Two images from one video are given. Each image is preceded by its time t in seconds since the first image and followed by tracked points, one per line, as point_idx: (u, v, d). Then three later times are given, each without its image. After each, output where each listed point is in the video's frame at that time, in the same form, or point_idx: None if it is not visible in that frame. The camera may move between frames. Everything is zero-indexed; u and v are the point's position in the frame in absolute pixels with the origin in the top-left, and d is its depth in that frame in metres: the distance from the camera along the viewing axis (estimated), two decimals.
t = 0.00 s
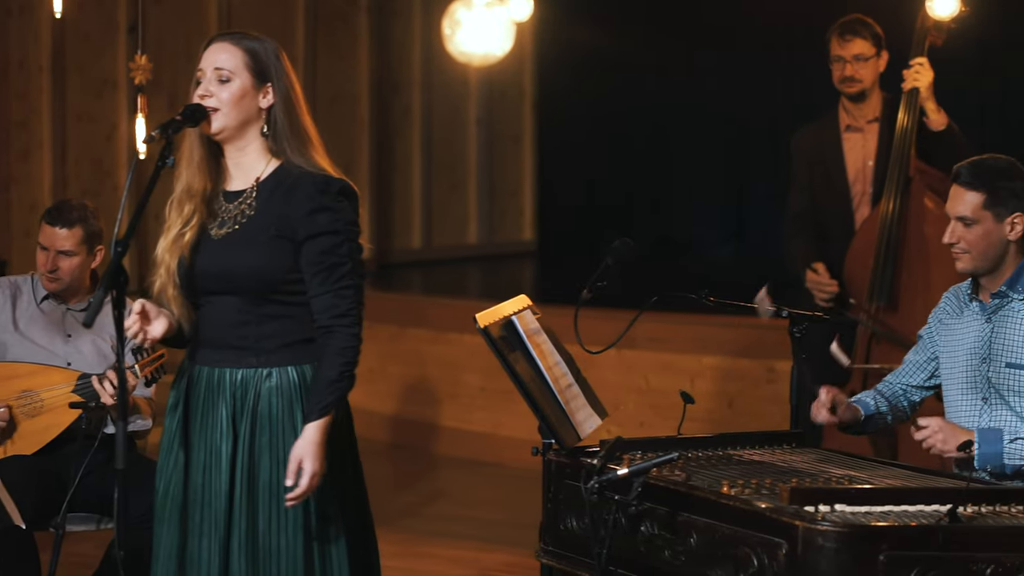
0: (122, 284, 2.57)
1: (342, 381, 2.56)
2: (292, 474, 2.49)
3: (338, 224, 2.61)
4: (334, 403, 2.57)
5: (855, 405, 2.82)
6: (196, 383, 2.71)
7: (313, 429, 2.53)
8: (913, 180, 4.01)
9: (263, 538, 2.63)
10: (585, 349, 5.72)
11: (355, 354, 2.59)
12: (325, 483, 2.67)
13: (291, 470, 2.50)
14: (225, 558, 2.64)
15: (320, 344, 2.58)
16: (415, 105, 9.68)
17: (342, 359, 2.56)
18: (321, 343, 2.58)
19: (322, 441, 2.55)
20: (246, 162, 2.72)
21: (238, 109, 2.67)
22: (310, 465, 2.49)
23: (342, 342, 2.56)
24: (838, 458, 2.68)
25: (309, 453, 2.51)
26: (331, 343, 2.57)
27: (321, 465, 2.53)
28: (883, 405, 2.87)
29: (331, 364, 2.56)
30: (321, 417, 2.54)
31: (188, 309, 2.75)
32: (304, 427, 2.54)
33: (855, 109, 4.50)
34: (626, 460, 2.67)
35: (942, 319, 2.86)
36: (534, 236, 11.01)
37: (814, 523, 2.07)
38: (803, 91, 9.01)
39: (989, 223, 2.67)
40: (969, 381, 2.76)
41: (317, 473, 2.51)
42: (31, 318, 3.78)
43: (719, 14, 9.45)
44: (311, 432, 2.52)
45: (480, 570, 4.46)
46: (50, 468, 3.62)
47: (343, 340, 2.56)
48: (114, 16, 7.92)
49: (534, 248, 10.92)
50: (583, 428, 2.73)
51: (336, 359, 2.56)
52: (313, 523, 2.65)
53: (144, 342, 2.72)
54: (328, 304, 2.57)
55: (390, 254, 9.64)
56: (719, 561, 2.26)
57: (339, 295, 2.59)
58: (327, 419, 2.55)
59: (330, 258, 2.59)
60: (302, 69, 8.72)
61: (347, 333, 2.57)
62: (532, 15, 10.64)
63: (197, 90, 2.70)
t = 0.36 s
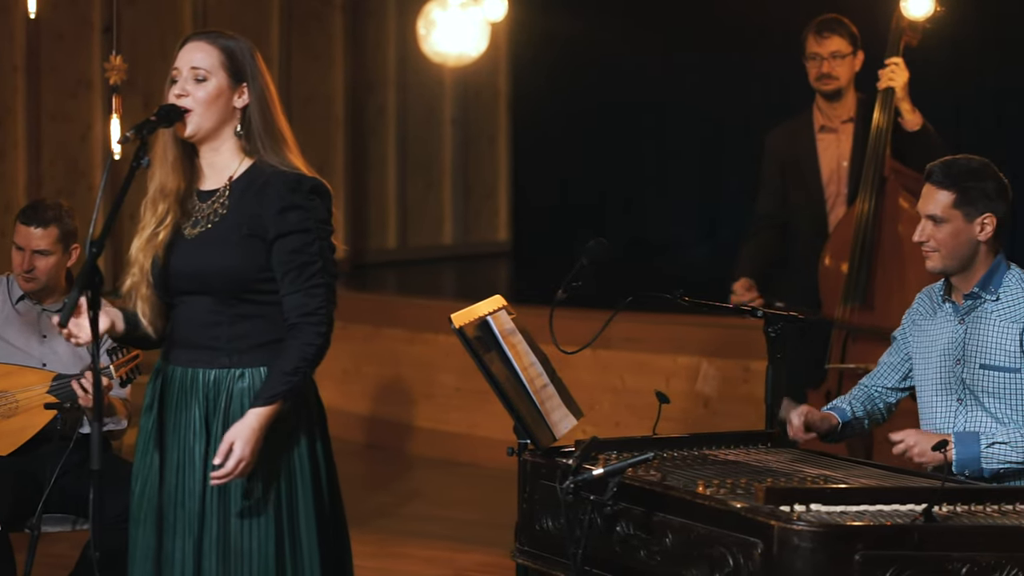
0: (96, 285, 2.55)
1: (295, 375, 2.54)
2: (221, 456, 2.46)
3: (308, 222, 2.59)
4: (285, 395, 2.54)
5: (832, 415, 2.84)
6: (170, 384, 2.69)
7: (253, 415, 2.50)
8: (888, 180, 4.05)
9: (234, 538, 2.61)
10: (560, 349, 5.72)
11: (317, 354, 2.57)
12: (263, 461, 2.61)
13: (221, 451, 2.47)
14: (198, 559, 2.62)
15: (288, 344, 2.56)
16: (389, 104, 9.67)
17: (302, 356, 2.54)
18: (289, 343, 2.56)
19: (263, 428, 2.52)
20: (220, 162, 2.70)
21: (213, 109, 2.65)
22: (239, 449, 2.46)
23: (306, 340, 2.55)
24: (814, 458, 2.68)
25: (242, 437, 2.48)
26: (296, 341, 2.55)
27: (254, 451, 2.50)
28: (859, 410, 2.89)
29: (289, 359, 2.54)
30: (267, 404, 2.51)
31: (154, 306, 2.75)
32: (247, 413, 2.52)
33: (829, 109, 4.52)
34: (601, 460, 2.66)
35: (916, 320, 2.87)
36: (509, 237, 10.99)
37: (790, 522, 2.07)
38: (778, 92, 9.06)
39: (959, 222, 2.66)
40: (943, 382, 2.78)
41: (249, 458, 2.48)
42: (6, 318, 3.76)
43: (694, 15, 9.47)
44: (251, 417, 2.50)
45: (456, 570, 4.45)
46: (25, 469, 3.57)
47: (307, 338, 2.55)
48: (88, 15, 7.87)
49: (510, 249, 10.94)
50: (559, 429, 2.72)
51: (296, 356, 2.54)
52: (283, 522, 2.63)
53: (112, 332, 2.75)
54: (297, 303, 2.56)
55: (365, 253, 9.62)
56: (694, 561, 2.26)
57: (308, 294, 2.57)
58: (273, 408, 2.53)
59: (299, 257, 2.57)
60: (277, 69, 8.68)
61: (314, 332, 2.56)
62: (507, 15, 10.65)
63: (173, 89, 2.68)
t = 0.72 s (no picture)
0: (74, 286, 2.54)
1: (279, 379, 2.53)
2: (215, 467, 2.45)
3: (287, 224, 2.59)
4: (270, 400, 2.54)
5: (809, 413, 2.83)
6: (147, 386, 2.67)
7: (241, 423, 2.50)
8: (863, 180, 4.05)
9: (213, 539, 2.61)
10: (537, 348, 5.73)
11: (298, 356, 2.57)
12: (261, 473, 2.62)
13: (215, 462, 2.47)
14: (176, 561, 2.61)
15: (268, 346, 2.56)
16: (367, 104, 9.63)
17: (282, 359, 2.53)
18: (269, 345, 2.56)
19: (251, 436, 2.52)
20: (197, 162, 2.68)
21: (189, 110, 2.64)
22: (232, 457, 2.46)
23: (286, 343, 2.54)
24: (793, 457, 2.70)
25: (233, 445, 2.48)
26: (276, 343, 2.54)
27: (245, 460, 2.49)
28: (837, 410, 2.90)
29: (270, 363, 2.53)
30: (253, 410, 2.51)
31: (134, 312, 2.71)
32: (235, 420, 2.52)
33: (804, 107, 4.54)
34: (579, 460, 2.66)
35: (893, 320, 2.89)
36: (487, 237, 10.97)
37: (767, 521, 2.07)
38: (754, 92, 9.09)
39: (935, 224, 2.67)
40: (921, 382, 2.79)
41: (242, 467, 2.48)
42: None
43: (671, 15, 9.49)
44: (239, 425, 2.50)
45: (432, 570, 4.44)
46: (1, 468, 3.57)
47: (287, 340, 2.54)
48: (65, 14, 7.81)
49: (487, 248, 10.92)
50: (536, 428, 2.72)
51: (276, 359, 2.53)
52: (261, 523, 2.62)
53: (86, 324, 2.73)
54: (275, 305, 2.54)
55: (342, 253, 9.59)
56: (672, 560, 2.26)
57: (287, 297, 2.56)
58: (260, 414, 2.53)
59: (279, 259, 2.57)
60: (254, 68, 8.63)
61: (293, 333, 2.55)
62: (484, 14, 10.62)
63: (148, 91, 2.66)
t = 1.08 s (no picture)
0: (47, 284, 2.51)
1: (274, 384, 2.54)
2: (236, 479, 2.48)
3: (265, 224, 2.58)
4: (269, 406, 2.55)
5: (786, 412, 2.84)
6: (120, 385, 2.65)
7: (249, 432, 2.51)
8: (837, 180, 4.07)
9: (188, 538, 2.59)
10: (513, 348, 5.72)
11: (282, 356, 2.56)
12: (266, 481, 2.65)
13: (234, 474, 2.49)
14: (149, 559, 2.60)
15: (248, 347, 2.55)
16: (342, 105, 9.60)
17: (272, 360, 2.53)
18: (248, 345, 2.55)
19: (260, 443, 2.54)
20: (172, 162, 2.66)
21: (163, 110, 2.62)
22: (251, 468, 2.49)
23: (271, 343, 2.54)
24: (768, 456, 2.71)
25: (249, 455, 2.50)
26: (259, 344, 2.54)
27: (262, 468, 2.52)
28: (813, 409, 2.91)
29: (261, 367, 2.54)
30: (257, 419, 2.52)
31: (105, 306, 2.69)
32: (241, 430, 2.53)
33: (779, 106, 4.57)
34: (554, 459, 2.65)
35: (868, 319, 2.90)
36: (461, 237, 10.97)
37: (742, 521, 2.07)
38: (730, 93, 9.11)
39: (914, 222, 2.68)
40: (896, 381, 2.80)
41: (260, 475, 2.51)
42: None
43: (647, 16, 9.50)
44: (247, 434, 2.51)
45: (408, 570, 4.43)
46: None
47: (271, 340, 2.54)
48: (40, 13, 7.74)
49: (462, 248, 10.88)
50: (511, 428, 2.71)
51: (266, 361, 2.54)
52: (236, 523, 2.61)
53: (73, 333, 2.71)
54: (256, 305, 2.54)
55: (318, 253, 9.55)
56: (647, 560, 2.26)
57: (267, 296, 2.56)
58: (263, 421, 2.54)
59: (258, 259, 2.56)
60: (231, 69, 8.59)
61: (275, 333, 2.55)
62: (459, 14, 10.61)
63: (122, 91, 2.65)
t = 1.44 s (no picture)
0: (20, 284, 2.50)
1: (243, 387, 2.53)
2: (200, 480, 2.49)
3: (236, 228, 2.57)
4: (237, 408, 2.54)
5: (754, 418, 2.86)
6: (92, 386, 2.63)
7: (215, 435, 2.51)
8: (810, 179, 4.10)
9: (160, 540, 2.58)
10: (486, 348, 5.71)
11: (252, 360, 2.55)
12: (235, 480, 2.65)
13: (198, 476, 2.50)
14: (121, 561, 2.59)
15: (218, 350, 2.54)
16: (314, 105, 9.55)
17: (241, 364, 2.52)
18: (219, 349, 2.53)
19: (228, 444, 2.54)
20: (144, 163, 2.65)
21: (136, 111, 2.61)
22: (216, 470, 2.49)
23: (240, 347, 2.52)
24: (739, 455, 2.72)
25: (215, 458, 2.50)
26: (228, 348, 2.52)
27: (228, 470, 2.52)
28: (784, 410, 2.93)
29: (230, 370, 2.52)
30: (224, 422, 2.51)
31: (80, 306, 2.69)
32: (209, 432, 2.52)
33: (751, 106, 4.59)
34: (526, 458, 2.65)
35: (841, 318, 2.92)
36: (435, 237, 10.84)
37: (715, 520, 2.08)
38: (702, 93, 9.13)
39: (888, 222, 2.70)
40: (869, 381, 2.82)
41: (226, 477, 2.51)
42: None
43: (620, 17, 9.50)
44: (214, 437, 2.50)
45: (381, 570, 4.41)
46: None
47: (240, 344, 2.52)
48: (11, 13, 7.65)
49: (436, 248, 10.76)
50: (484, 428, 2.70)
51: (235, 365, 2.52)
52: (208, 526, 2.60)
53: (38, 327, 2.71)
54: (226, 308, 2.53)
55: (290, 254, 9.49)
56: (620, 559, 2.27)
57: (237, 300, 2.54)
58: (231, 424, 2.53)
59: (228, 262, 2.55)
60: (203, 69, 8.52)
61: (245, 337, 2.53)
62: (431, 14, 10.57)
63: (96, 91, 2.63)
